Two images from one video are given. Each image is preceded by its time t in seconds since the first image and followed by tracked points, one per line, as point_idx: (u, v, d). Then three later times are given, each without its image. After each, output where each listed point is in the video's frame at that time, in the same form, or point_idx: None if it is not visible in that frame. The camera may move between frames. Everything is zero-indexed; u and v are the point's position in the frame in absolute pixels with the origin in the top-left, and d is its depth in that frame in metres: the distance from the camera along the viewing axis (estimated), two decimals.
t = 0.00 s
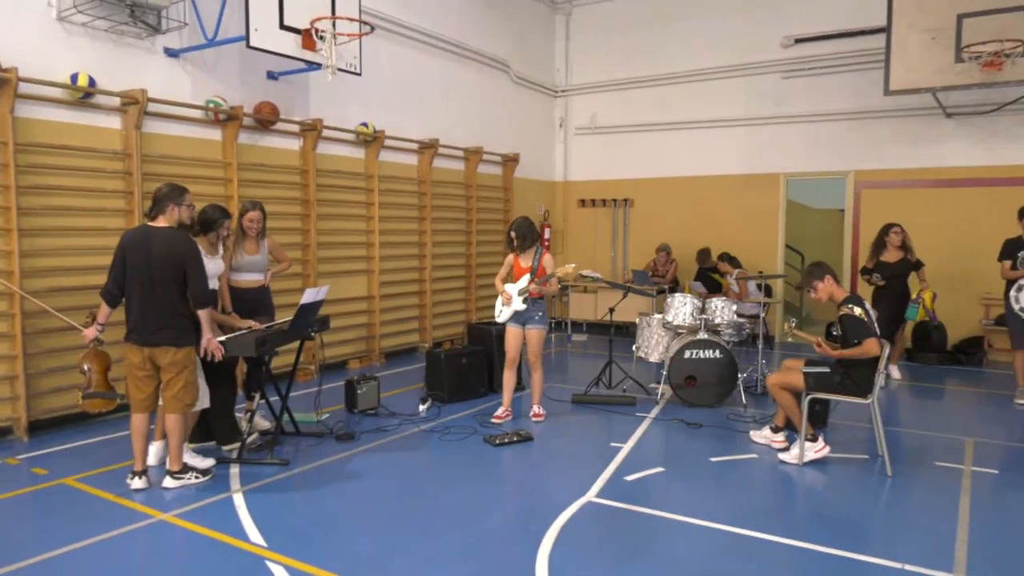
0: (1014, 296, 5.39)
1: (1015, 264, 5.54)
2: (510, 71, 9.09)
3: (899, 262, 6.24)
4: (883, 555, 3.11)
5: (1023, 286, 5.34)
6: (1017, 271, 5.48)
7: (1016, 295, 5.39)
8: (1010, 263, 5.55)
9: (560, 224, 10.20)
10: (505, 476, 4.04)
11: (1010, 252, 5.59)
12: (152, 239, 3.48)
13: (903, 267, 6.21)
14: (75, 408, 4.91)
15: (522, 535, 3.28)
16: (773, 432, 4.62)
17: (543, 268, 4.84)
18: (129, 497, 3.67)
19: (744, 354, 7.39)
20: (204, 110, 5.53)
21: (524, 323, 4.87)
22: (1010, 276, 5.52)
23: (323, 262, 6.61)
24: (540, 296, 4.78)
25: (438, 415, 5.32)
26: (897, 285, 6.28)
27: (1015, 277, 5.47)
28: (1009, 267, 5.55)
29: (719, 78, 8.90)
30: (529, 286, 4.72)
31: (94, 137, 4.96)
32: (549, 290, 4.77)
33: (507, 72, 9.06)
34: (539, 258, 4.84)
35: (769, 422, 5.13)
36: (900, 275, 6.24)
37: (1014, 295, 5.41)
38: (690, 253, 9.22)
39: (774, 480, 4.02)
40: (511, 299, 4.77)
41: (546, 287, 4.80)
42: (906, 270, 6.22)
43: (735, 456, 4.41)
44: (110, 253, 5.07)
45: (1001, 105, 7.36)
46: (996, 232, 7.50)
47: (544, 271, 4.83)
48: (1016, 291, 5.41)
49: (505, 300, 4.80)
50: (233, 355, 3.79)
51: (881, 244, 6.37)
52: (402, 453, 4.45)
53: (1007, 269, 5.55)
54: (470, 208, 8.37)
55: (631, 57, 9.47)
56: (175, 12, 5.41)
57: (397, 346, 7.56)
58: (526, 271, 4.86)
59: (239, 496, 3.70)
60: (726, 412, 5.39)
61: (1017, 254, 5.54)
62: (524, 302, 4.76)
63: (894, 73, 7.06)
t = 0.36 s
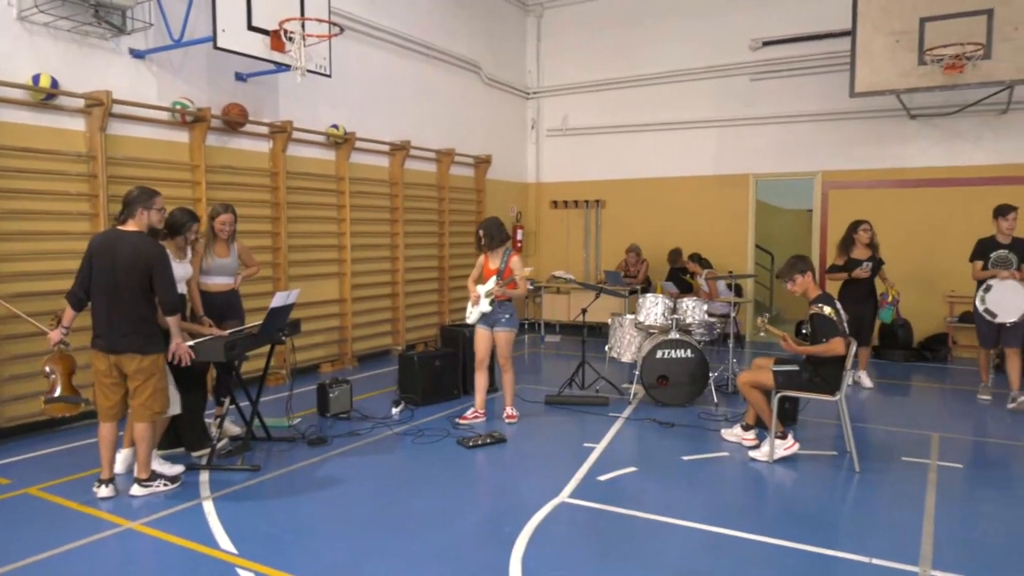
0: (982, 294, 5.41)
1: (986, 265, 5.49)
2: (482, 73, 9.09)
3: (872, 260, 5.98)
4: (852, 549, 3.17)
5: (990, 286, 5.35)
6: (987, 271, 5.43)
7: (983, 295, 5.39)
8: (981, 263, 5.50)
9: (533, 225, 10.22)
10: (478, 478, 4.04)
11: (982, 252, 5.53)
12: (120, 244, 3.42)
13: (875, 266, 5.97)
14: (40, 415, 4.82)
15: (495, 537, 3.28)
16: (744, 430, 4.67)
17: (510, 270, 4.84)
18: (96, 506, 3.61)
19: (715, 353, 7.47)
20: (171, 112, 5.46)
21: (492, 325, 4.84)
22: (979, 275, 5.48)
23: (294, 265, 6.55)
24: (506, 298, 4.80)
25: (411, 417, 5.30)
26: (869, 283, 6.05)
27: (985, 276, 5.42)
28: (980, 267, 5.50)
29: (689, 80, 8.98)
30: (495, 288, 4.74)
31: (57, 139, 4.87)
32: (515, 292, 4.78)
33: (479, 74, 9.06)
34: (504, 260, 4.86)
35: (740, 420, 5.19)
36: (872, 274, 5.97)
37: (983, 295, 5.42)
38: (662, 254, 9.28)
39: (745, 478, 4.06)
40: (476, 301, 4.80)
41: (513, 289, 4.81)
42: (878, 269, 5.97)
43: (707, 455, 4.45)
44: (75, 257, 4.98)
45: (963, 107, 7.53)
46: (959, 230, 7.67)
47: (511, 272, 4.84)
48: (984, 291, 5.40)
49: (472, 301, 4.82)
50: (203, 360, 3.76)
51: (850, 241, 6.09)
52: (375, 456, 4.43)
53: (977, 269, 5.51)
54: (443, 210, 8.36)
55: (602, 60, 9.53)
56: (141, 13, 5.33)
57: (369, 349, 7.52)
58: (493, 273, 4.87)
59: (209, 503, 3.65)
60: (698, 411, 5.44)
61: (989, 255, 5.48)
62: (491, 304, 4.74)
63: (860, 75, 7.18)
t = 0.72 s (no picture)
0: (951, 296, 5.18)
1: (955, 263, 5.32)
2: (443, 74, 9.07)
3: (843, 260, 6.06)
4: (809, 544, 3.23)
5: (961, 288, 5.12)
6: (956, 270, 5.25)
7: (953, 298, 5.16)
8: (950, 262, 5.32)
9: (495, 227, 10.23)
10: (441, 481, 4.02)
11: (952, 249, 5.35)
12: (61, 249, 3.31)
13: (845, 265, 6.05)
14: None
15: (458, 539, 3.27)
16: (704, 428, 4.73)
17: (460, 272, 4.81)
18: (46, 518, 3.50)
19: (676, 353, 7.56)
20: (124, 112, 5.34)
21: (443, 328, 4.84)
22: (949, 274, 5.29)
23: (253, 268, 6.46)
24: (456, 301, 4.77)
25: (373, 421, 5.26)
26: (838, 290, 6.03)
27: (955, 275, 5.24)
28: (949, 265, 5.32)
29: (649, 83, 9.07)
30: (444, 290, 4.70)
31: (5, 140, 4.73)
32: (464, 295, 4.74)
33: (441, 75, 9.03)
34: (456, 262, 4.84)
35: (701, 418, 5.25)
36: (843, 274, 6.05)
37: (953, 297, 5.18)
38: (624, 255, 9.36)
39: (706, 476, 4.11)
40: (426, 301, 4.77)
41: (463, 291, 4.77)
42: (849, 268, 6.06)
43: (668, 454, 4.50)
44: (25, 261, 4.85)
45: (913, 111, 7.74)
46: (910, 231, 7.88)
47: (461, 274, 4.81)
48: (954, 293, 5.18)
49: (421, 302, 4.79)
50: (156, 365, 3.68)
51: (818, 243, 6.10)
52: (336, 461, 4.38)
53: (946, 267, 5.32)
54: (405, 212, 8.31)
55: (563, 62, 9.58)
56: (92, 11, 5.21)
57: (331, 353, 7.44)
58: (443, 275, 4.84)
59: (166, 511, 3.58)
60: (659, 410, 5.49)
61: (959, 252, 5.31)
62: (440, 306, 4.72)
63: (814, 79, 7.34)
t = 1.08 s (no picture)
0: (929, 301, 4.76)
1: (921, 268, 4.92)
2: (399, 74, 9.00)
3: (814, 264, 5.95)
4: (763, 539, 3.29)
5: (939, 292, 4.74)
6: (927, 275, 4.84)
7: (930, 302, 4.76)
8: (916, 268, 4.92)
9: (453, 227, 10.19)
10: (399, 483, 4.00)
11: (915, 255, 4.95)
12: None
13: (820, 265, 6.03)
14: None
15: (416, 542, 3.25)
16: (660, 426, 4.78)
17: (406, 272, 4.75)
18: None
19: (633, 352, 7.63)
20: (69, 110, 5.18)
21: (390, 330, 4.78)
22: (919, 281, 4.87)
23: (204, 269, 6.34)
24: (402, 304, 4.72)
25: (329, 424, 5.20)
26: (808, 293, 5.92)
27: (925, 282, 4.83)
28: (915, 271, 4.91)
29: (605, 84, 9.14)
30: (388, 292, 4.67)
31: None
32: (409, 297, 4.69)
33: (396, 75, 8.96)
34: (402, 263, 4.78)
35: (657, 417, 5.32)
36: (815, 277, 5.98)
37: (930, 301, 4.76)
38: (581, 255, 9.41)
39: (662, 473, 4.16)
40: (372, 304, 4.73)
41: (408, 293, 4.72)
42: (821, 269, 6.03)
43: (625, 452, 4.54)
44: None
45: (860, 113, 7.95)
46: (859, 231, 8.09)
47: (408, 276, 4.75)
48: (930, 296, 4.78)
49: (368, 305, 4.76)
50: (101, 371, 3.57)
51: (791, 246, 5.96)
52: (292, 465, 4.32)
53: (913, 275, 4.90)
54: (361, 213, 8.24)
55: (520, 63, 9.60)
56: (34, 5, 5.05)
57: (287, 355, 7.34)
58: (389, 276, 4.78)
59: (115, 519, 3.49)
60: (617, 409, 5.55)
61: (924, 258, 4.92)
62: (385, 308, 4.68)
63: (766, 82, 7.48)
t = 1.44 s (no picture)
0: (914, 298, 4.61)
1: (901, 266, 4.75)
2: (356, 73, 8.92)
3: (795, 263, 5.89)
4: (718, 535, 3.34)
5: (927, 287, 4.60)
6: (911, 273, 4.66)
7: (918, 299, 4.61)
8: (897, 265, 4.74)
9: (410, 228, 10.13)
10: (356, 486, 3.96)
11: (896, 252, 4.78)
12: None
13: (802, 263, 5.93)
14: None
15: (372, 545, 3.23)
16: (617, 425, 4.82)
17: (357, 274, 4.68)
18: None
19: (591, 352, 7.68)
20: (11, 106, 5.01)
21: (342, 331, 4.75)
22: (902, 279, 4.66)
23: (154, 271, 6.19)
24: (353, 305, 4.69)
25: (284, 427, 5.12)
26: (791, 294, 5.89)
27: (910, 279, 4.64)
28: (897, 270, 4.74)
29: (563, 86, 9.19)
30: (339, 294, 4.63)
31: None
32: (360, 298, 4.65)
33: (353, 74, 8.87)
34: (353, 265, 4.71)
35: (614, 416, 5.36)
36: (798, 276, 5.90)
37: (916, 298, 4.62)
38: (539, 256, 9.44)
39: (619, 472, 4.20)
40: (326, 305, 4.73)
41: (359, 294, 4.67)
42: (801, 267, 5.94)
43: (582, 451, 4.57)
44: None
45: (811, 117, 8.13)
46: (810, 232, 8.27)
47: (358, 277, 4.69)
48: (917, 293, 4.63)
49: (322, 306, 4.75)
50: (44, 375, 3.46)
51: (773, 245, 5.87)
52: (245, 469, 4.25)
53: (896, 272, 4.71)
54: (317, 213, 8.14)
55: (478, 64, 9.60)
56: None
57: (241, 358, 7.21)
58: (340, 277, 4.73)
59: (59, 529, 3.39)
60: (574, 409, 5.58)
61: (903, 255, 4.77)
62: (336, 309, 4.66)
63: (719, 85, 7.60)
